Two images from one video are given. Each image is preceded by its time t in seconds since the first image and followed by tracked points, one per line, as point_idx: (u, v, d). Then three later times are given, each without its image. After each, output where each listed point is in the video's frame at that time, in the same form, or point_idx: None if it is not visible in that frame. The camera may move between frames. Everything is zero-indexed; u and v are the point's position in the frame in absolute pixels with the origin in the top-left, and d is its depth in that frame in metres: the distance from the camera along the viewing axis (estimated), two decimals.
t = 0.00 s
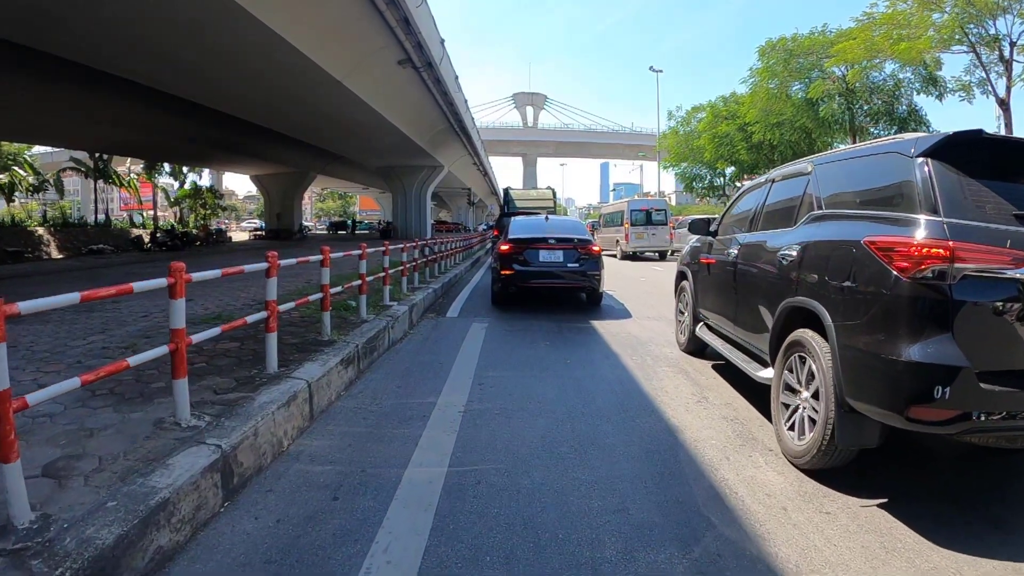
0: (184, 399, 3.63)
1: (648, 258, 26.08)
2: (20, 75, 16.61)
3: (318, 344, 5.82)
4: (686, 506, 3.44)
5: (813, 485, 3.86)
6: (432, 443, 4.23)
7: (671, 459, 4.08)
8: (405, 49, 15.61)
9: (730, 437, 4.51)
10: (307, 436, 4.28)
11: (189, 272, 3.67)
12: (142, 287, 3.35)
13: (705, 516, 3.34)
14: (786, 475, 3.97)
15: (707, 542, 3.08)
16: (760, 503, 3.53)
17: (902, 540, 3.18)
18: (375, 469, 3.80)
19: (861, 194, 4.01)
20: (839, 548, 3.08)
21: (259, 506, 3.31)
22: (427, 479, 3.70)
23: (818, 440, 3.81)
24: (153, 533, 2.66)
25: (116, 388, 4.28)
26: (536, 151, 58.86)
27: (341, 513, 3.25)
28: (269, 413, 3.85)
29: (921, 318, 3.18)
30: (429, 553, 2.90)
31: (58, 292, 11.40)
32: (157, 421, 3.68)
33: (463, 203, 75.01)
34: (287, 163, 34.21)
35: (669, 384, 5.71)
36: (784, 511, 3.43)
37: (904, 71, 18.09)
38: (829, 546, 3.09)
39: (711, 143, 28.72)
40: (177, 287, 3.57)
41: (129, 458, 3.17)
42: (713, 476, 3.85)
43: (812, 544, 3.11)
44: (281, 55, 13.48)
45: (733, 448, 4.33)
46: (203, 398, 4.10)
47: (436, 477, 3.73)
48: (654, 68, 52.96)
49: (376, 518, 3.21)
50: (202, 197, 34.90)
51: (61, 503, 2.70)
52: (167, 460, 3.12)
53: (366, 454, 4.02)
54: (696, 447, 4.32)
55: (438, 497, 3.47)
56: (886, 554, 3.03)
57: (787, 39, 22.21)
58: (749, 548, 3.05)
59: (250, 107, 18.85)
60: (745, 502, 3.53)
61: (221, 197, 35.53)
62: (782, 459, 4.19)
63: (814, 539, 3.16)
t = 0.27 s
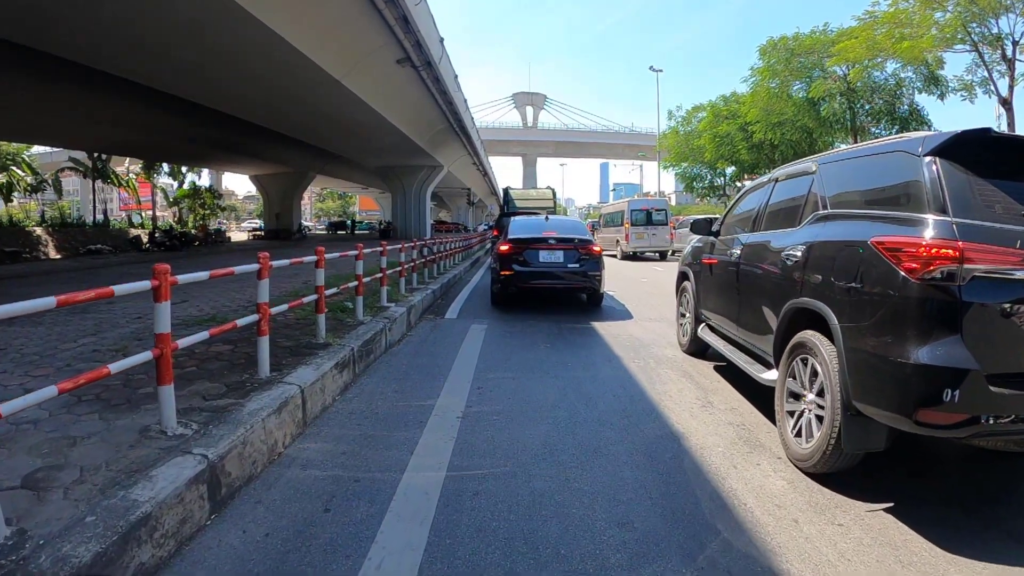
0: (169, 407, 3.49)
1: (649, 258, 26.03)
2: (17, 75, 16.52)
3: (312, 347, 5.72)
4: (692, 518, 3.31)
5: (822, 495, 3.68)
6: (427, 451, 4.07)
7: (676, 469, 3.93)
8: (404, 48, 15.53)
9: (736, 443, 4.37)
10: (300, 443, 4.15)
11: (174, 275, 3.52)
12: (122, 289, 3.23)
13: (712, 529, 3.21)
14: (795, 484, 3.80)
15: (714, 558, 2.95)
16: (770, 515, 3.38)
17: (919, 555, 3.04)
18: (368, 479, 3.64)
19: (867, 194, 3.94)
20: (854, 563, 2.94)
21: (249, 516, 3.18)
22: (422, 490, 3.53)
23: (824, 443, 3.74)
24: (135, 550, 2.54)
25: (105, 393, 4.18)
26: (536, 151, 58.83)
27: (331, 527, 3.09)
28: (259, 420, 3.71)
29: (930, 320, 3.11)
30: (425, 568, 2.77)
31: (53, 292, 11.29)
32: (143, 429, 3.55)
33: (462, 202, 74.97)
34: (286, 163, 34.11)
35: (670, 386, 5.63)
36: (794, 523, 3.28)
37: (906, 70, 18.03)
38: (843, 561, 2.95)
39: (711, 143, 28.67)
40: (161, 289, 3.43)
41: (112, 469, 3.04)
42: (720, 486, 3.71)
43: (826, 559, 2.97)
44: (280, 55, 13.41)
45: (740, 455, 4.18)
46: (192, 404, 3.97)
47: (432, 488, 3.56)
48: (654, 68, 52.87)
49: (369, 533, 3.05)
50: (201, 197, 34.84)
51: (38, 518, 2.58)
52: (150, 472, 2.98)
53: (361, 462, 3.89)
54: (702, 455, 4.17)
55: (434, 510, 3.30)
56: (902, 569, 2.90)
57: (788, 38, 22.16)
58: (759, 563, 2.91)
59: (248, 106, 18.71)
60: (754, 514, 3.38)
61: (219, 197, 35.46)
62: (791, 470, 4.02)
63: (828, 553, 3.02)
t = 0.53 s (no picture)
0: (153, 415, 3.33)
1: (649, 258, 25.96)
2: (14, 74, 16.42)
3: (304, 352, 5.57)
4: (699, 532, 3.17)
5: (835, 507, 3.52)
6: (423, 462, 3.89)
7: (682, 478, 3.78)
8: (402, 46, 15.44)
9: (743, 452, 4.23)
10: (292, 452, 4.00)
11: (155, 278, 3.30)
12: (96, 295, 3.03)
13: (720, 543, 3.07)
14: (806, 495, 3.64)
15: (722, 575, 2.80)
16: (781, 528, 3.23)
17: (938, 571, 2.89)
18: (361, 491, 3.47)
19: (875, 193, 3.86)
20: None
21: (237, 528, 3.04)
22: (417, 504, 3.35)
23: (830, 447, 3.66)
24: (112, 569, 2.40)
25: (90, 399, 4.08)
26: (536, 151, 58.80)
27: (320, 544, 2.91)
28: (248, 428, 3.54)
29: (941, 322, 3.04)
30: None
31: (49, 293, 11.22)
32: (126, 438, 3.42)
33: (462, 203, 74.89)
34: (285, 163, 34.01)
35: (672, 389, 5.55)
36: (808, 538, 3.13)
37: (908, 69, 17.93)
38: None
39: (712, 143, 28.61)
40: (143, 293, 3.23)
41: (91, 481, 2.91)
42: (728, 498, 3.55)
43: None
44: (278, 54, 13.33)
45: (749, 466, 4.03)
46: (178, 412, 3.83)
47: (427, 502, 3.37)
48: (654, 67, 52.78)
49: (360, 550, 2.87)
50: (200, 197, 34.74)
51: (9, 537, 2.44)
52: (130, 485, 2.82)
53: (354, 472, 3.73)
54: (709, 464, 4.01)
55: (429, 525, 3.12)
56: None
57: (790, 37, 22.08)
58: None
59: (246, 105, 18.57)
60: (765, 528, 3.22)
61: (218, 197, 35.36)
62: (802, 482, 3.83)
63: (842, 569, 2.88)
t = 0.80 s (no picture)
0: (138, 424, 3.24)
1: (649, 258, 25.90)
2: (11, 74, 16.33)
3: (300, 354, 5.49)
4: (705, 545, 3.04)
5: (848, 518, 3.38)
6: (419, 472, 3.76)
7: (687, 487, 3.67)
8: (401, 45, 15.37)
9: (751, 459, 4.10)
10: (284, 460, 3.89)
11: (137, 280, 3.19)
12: (77, 297, 2.95)
13: (727, 557, 2.94)
14: (817, 505, 3.50)
15: None
16: (793, 542, 3.09)
17: None
18: (354, 503, 3.35)
19: (881, 192, 3.79)
20: None
21: (222, 543, 2.93)
22: (412, 517, 3.23)
23: (836, 450, 3.60)
24: None
25: (76, 405, 3.99)
26: (536, 151, 58.74)
27: (310, 561, 2.80)
28: (236, 436, 3.44)
29: (951, 324, 2.97)
30: None
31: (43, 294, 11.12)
32: (107, 448, 3.31)
33: (462, 202, 74.82)
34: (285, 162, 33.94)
35: (673, 392, 5.48)
36: (821, 552, 3.00)
37: (910, 68, 17.87)
38: None
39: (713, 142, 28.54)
40: (125, 296, 3.14)
41: (69, 494, 2.80)
42: (737, 510, 3.41)
43: None
44: (277, 53, 13.25)
45: (757, 474, 3.90)
46: (164, 420, 3.72)
47: (423, 515, 3.25)
48: (654, 66, 52.70)
49: (351, 568, 2.75)
50: (199, 197, 34.65)
51: None
52: (111, 498, 2.72)
53: (348, 482, 3.62)
54: (716, 473, 3.88)
55: (424, 541, 3.00)
56: None
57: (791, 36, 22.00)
58: None
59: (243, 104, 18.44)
60: (776, 542, 3.09)
61: (217, 197, 35.28)
62: (811, 492, 3.69)
63: None
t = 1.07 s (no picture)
0: (121, 434, 3.15)
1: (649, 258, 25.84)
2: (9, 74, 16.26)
3: (295, 356, 5.43)
4: (712, 560, 2.90)
5: (857, 525, 3.30)
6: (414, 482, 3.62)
7: (691, 496, 3.55)
8: (400, 44, 15.28)
9: (756, 465, 4.01)
10: (275, 468, 3.78)
11: (119, 283, 3.09)
12: (57, 301, 2.84)
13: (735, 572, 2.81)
14: (828, 517, 3.37)
15: None
16: (804, 556, 2.96)
17: None
18: (346, 515, 3.23)
19: (888, 192, 3.73)
20: None
21: (207, 559, 2.80)
22: (407, 531, 3.09)
23: (842, 454, 3.54)
24: None
25: (62, 411, 3.89)
26: (535, 151, 58.72)
27: None
28: (224, 446, 3.34)
29: (961, 327, 2.90)
30: None
31: (38, 295, 11.04)
32: (90, 457, 3.20)
33: (462, 202, 74.74)
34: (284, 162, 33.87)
35: (675, 395, 5.42)
36: (834, 566, 2.88)
37: (912, 67, 17.80)
38: None
39: (713, 142, 28.48)
40: (106, 300, 3.04)
41: (47, 508, 2.69)
42: (746, 521, 3.28)
43: None
44: (275, 53, 13.20)
45: (763, 480, 3.80)
46: (150, 427, 3.62)
47: (418, 529, 3.10)
48: (654, 66, 52.59)
49: None
50: (197, 197, 34.58)
51: None
52: (90, 512, 2.63)
53: (341, 492, 3.50)
54: (724, 482, 3.75)
55: (419, 557, 2.86)
56: None
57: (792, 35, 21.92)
58: None
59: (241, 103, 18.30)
60: (786, 556, 2.96)
61: (216, 197, 35.20)
62: (823, 503, 3.54)
63: None
